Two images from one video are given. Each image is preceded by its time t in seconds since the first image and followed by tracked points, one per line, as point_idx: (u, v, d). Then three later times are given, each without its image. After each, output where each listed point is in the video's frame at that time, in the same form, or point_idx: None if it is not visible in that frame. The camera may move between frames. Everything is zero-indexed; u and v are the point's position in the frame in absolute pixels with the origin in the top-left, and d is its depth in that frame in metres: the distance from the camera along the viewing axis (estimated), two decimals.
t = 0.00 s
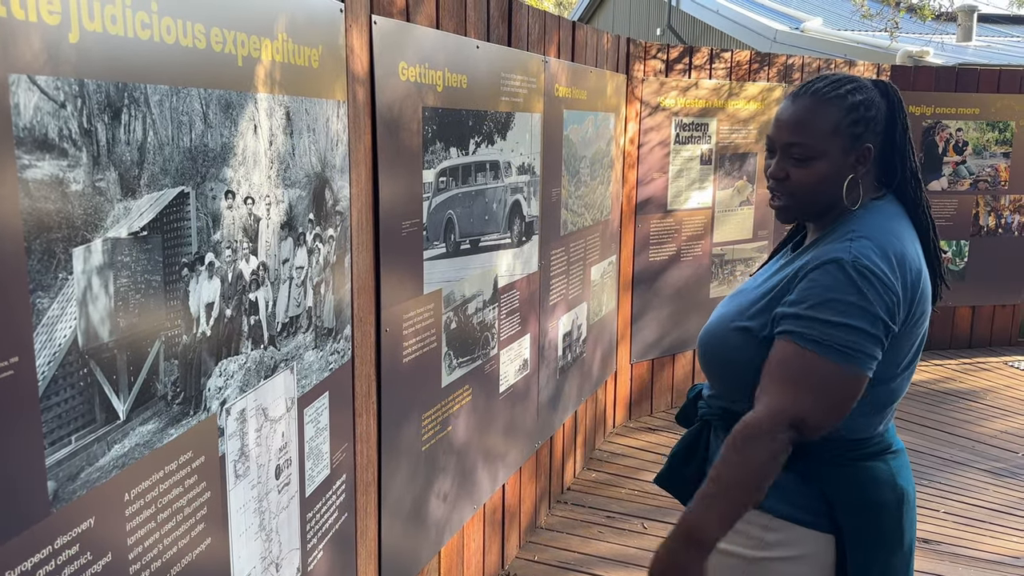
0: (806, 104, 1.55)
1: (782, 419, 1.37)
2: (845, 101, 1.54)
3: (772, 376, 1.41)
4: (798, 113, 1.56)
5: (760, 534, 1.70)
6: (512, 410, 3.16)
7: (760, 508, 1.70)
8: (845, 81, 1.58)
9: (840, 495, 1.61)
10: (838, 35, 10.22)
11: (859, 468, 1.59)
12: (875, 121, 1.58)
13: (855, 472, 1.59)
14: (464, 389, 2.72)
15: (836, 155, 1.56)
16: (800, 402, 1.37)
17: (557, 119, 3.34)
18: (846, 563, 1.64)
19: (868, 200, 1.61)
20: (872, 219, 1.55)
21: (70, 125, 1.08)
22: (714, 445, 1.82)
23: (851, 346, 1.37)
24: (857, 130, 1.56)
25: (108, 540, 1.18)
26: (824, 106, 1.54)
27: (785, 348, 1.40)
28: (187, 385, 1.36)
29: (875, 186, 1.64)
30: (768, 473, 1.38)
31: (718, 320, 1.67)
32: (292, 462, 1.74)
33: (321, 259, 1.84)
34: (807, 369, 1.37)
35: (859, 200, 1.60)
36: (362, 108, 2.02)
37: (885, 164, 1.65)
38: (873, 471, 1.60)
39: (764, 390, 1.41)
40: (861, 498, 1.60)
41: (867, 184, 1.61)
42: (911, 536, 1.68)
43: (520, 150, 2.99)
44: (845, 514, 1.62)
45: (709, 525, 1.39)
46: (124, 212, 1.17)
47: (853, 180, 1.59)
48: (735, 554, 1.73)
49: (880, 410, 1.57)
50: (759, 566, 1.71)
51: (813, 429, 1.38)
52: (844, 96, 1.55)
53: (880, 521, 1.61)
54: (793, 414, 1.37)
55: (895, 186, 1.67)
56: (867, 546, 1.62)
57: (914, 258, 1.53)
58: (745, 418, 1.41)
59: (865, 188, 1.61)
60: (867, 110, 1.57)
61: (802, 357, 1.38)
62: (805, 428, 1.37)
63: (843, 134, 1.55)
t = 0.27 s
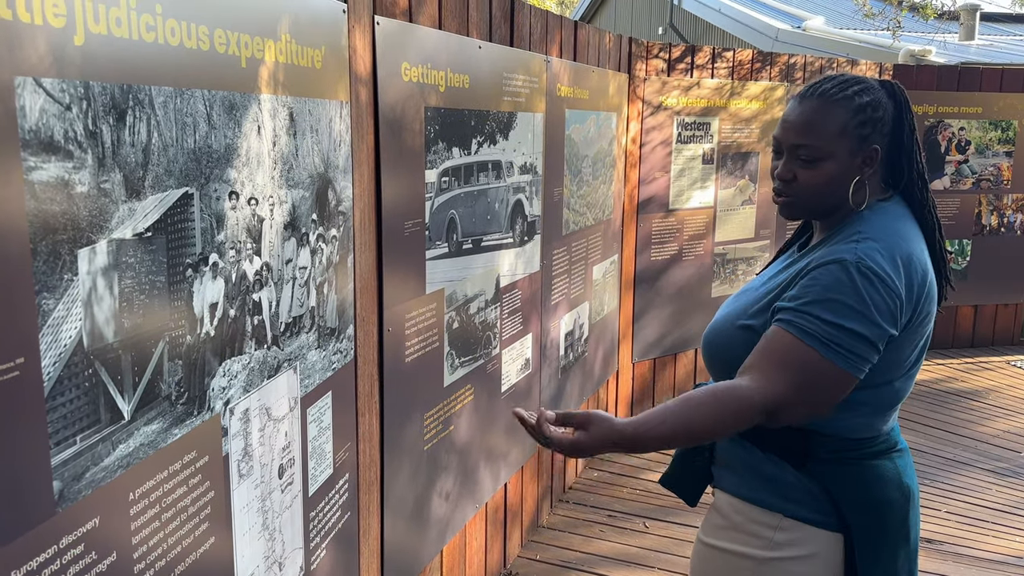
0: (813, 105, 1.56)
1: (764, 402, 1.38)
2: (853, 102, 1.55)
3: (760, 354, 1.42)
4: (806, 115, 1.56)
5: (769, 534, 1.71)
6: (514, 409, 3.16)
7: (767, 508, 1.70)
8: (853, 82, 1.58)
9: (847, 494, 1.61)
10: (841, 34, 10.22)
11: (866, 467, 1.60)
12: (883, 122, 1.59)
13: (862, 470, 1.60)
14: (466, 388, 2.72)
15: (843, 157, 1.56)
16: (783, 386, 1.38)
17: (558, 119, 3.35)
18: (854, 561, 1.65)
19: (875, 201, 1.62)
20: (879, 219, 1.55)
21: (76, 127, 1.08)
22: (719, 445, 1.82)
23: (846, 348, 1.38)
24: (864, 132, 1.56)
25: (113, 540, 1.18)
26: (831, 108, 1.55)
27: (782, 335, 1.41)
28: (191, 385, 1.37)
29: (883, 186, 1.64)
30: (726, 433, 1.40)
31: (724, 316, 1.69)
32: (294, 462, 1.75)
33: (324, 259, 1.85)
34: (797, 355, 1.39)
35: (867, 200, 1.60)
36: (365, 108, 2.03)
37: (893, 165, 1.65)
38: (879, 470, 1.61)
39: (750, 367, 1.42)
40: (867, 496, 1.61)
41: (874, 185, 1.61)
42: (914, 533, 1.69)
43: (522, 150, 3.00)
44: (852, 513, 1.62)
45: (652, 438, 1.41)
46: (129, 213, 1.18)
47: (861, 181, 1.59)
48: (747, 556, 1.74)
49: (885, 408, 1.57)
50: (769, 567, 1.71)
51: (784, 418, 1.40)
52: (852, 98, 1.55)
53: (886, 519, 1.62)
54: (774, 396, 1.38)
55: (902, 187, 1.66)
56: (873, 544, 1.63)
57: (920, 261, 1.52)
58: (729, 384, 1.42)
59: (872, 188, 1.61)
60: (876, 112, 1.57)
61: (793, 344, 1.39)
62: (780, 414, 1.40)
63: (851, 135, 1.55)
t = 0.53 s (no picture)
0: (815, 102, 1.56)
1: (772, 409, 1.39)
2: (855, 99, 1.54)
3: (767, 360, 1.43)
4: (808, 111, 1.56)
5: (771, 531, 1.71)
6: (519, 405, 3.17)
7: (771, 506, 1.70)
8: (855, 79, 1.58)
9: (850, 493, 1.61)
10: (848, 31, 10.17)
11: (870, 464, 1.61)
12: (886, 118, 1.58)
13: (866, 467, 1.61)
14: (472, 385, 2.73)
15: (845, 154, 1.56)
16: (792, 391, 1.39)
17: (565, 116, 3.34)
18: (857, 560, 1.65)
19: (878, 198, 1.61)
20: (883, 216, 1.54)
21: (83, 123, 1.09)
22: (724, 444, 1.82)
23: (854, 350, 1.39)
24: (867, 128, 1.56)
25: (121, 534, 1.19)
26: (833, 105, 1.54)
27: (790, 338, 1.41)
28: (198, 380, 1.37)
29: (886, 183, 1.64)
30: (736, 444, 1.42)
31: (727, 314, 1.69)
32: (300, 457, 1.75)
33: (330, 256, 1.85)
34: (806, 360, 1.39)
35: (869, 197, 1.60)
36: (371, 104, 2.03)
37: (895, 161, 1.65)
38: (882, 467, 1.61)
39: (759, 372, 1.43)
40: (870, 495, 1.61)
41: (876, 182, 1.61)
42: (918, 532, 1.69)
43: (529, 147, 3.00)
44: (855, 511, 1.62)
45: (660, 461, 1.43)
46: (137, 209, 1.19)
47: (863, 178, 1.59)
48: (748, 552, 1.74)
49: (888, 406, 1.58)
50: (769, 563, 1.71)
51: (794, 421, 1.41)
52: (854, 94, 1.55)
53: (890, 517, 1.62)
54: (783, 401, 1.39)
55: (904, 183, 1.66)
56: (878, 542, 1.62)
57: (925, 257, 1.52)
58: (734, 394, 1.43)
59: (874, 185, 1.61)
60: (878, 108, 1.57)
61: (801, 347, 1.39)
62: (793, 418, 1.41)
63: (853, 132, 1.55)
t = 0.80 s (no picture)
0: (807, 96, 1.54)
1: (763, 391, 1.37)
2: (847, 92, 1.53)
3: (760, 341, 1.41)
4: (799, 106, 1.55)
5: (771, 532, 1.70)
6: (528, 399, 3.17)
7: (770, 507, 1.69)
8: (847, 71, 1.57)
9: (850, 492, 1.61)
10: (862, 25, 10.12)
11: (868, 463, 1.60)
12: (879, 110, 1.57)
13: (864, 467, 1.60)
14: (481, 378, 2.73)
15: (839, 148, 1.54)
16: (783, 376, 1.38)
17: (575, 109, 3.34)
18: (858, 557, 1.65)
19: (874, 191, 1.60)
20: (879, 209, 1.54)
21: (96, 114, 1.09)
22: (722, 444, 1.81)
23: (844, 337, 1.38)
24: (860, 121, 1.54)
25: (132, 523, 1.20)
26: (826, 98, 1.53)
27: (780, 323, 1.41)
28: (209, 371, 1.38)
29: (882, 176, 1.63)
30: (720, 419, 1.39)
31: (726, 311, 1.69)
32: (311, 448, 1.76)
33: (341, 248, 1.85)
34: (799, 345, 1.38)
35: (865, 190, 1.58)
36: (381, 97, 2.03)
37: (891, 153, 1.63)
38: (881, 466, 1.61)
39: (750, 356, 1.41)
40: (871, 494, 1.61)
41: (873, 175, 1.59)
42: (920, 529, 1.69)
43: (539, 140, 2.99)
44: (854, 510, 1.63)
45: (646, 419, 1.40)
46: (148, 200, 1.19)
47: (859, 171, 1.57)
48: (746, 553, 1.73)
49: (886, 405, 1.57)
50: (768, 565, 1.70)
51: (785, 408, 1.39)
52: (846, 87, 1.54)
53: (890, 515, 1.62)
54: (774, 385, 1.37)
55: (901, 175, 1.65)
56: (877, 540, 1.63)
57: (921, 249, 1.51)
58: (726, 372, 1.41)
59: (871, 178, 1.59)
60: (871, 100, 1.55)
61: (794, 333, 1.38)
62: (783, 403, 1.39)
63: (846, 125, 1.54)
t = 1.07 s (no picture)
0: (795, 82, 1.54)
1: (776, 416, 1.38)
2: (834, 77, 1.52)
3: (756, 374, 1.42)
4: (788, 92, 1.54)
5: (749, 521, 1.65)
6: (541, 389, 3.18)
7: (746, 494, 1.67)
8: (838, 57, 1.55)
9: (826, 482, 1.57)
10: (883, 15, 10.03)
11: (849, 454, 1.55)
12: (869, 97, 1.55)
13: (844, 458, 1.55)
14: (494, 367, 2.73)
15: (824, 134, 1.53)
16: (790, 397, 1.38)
17: (590, 99, 3.33)
18: (832, 548, 1.60)
19: (861, 179, 1.57)
20: (861, 200, 1.50)
21: (116, 100, 1.10)
22: (710, 433, 1.78)
23: (831, 339, 1.36)
24: (846, 108, 1.53)
25: (150, 507, 1.21)
26: (813, 84, 1.52)
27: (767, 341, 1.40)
28: (226, 357, 1.39)
29: (872, 165, 1.60)
30: (766, 462, 1.38)
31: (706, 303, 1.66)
32: (326, 434, 1.77)
33: (356, 237, 1.86)
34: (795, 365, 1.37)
35: (851, 178, 1.56)
36: (397, 86, 2.03)
37: (882, 141, 1.60)
38: (862, 458, 1.56)
39: (754, 390, 1.42)
40: (847, 484, 1.56)
41: (861, 162, 1.57)
42: (909, 525, 1.61)
43: (553, 130, 2.99)
44: (832, 502, 1.57)
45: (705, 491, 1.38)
46: (166, 186, 1.20)
47: (845, 159, 1.55)
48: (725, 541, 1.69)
49: (869, 395, 1.52)
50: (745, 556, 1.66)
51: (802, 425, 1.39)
52: (834, 73, 1.52)
53: (870, 508, 1.56)
54: (783, 408, 1.38)
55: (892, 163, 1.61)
56: (856, 533, 1.57)
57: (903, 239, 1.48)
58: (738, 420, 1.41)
59: (859, 166, 1.57)
60: (859, 87, 1.53)
61: (788, 354, 1.38)
62: (798, 425, 1.39)
63: (832, 112, 1.52)
